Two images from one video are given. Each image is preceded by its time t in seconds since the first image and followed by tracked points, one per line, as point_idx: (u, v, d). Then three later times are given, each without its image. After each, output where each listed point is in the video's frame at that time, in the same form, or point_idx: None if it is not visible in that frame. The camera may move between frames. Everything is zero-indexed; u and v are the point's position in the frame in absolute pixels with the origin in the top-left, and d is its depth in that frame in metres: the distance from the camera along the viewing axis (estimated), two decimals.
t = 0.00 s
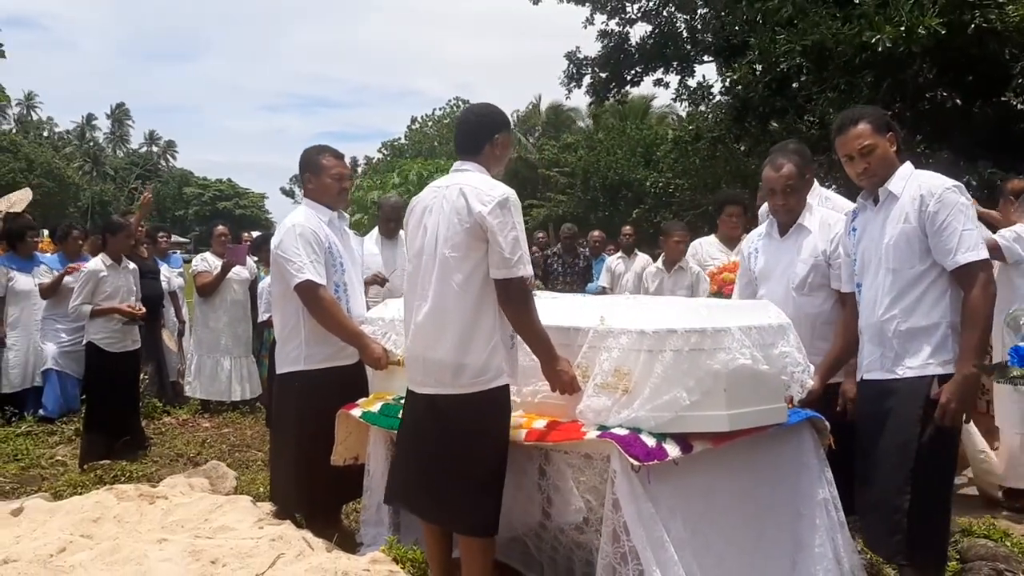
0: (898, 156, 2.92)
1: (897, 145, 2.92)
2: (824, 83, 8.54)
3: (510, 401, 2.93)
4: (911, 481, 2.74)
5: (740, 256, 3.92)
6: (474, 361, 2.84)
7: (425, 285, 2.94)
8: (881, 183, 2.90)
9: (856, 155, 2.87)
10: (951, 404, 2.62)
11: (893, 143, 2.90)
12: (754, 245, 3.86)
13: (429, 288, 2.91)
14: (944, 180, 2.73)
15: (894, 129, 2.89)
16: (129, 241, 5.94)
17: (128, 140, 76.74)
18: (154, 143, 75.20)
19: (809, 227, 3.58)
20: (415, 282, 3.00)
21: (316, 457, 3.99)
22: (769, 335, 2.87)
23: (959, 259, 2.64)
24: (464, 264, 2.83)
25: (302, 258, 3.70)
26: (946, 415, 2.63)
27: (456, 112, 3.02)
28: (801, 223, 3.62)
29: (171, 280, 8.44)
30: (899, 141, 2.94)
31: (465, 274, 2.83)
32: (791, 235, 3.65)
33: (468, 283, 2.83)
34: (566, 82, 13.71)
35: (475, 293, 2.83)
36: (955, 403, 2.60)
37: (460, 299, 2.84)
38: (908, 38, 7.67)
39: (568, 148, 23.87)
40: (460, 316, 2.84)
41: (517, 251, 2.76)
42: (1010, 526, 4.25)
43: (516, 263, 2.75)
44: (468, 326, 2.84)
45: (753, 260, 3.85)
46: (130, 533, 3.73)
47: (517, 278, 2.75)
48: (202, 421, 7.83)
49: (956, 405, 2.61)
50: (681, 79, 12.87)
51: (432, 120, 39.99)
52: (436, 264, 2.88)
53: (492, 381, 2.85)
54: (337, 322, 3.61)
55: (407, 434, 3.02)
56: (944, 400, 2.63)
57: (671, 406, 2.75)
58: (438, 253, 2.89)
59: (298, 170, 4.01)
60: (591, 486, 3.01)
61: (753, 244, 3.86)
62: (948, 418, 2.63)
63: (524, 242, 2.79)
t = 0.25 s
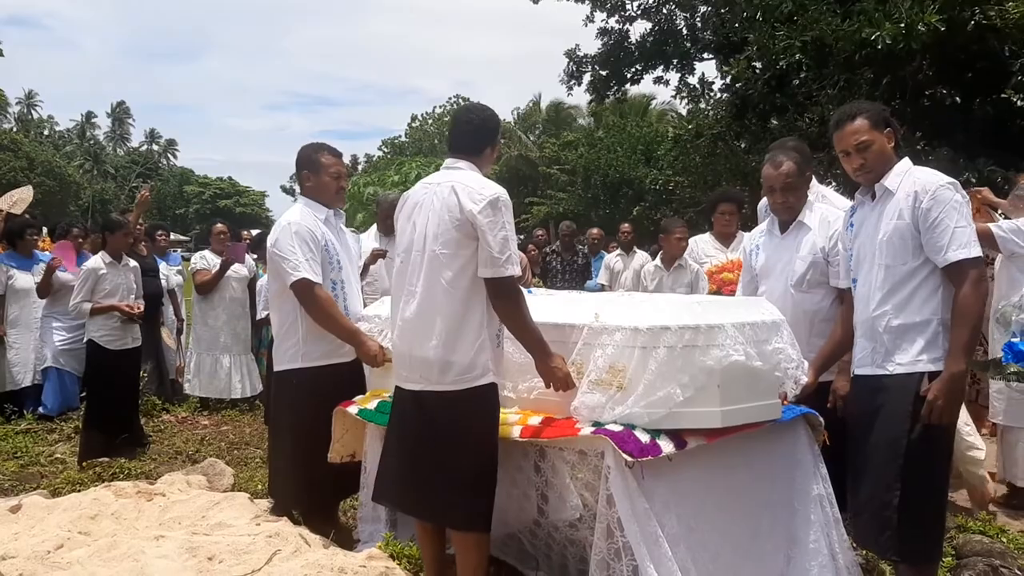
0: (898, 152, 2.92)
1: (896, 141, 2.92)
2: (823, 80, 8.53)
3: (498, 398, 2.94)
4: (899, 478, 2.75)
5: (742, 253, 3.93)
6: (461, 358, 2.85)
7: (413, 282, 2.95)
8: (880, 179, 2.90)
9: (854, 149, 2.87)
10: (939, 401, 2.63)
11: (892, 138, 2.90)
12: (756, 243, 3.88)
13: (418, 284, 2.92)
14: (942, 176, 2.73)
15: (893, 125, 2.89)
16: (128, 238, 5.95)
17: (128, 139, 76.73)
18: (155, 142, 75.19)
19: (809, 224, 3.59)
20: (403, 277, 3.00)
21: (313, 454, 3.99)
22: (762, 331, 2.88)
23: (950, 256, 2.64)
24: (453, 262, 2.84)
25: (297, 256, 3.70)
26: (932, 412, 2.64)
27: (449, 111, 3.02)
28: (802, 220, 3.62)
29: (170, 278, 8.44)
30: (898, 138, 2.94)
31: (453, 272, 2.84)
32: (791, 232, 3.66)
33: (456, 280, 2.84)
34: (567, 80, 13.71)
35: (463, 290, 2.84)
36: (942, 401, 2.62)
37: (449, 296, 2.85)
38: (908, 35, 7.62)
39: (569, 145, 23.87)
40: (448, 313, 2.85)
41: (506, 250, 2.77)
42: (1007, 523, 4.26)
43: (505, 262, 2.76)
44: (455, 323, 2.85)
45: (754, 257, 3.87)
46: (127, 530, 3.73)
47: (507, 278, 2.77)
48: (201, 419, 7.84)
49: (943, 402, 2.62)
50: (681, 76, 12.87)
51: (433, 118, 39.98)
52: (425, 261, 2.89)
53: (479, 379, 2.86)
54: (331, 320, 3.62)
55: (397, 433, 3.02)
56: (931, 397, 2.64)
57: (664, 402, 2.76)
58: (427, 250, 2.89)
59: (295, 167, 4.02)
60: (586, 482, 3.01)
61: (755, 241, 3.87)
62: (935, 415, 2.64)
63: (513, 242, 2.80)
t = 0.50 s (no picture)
0: (896, 154, 2.89)
1: (896, 141, 2.89)
2: (824, 80, 8.54)
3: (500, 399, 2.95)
4: (895, 479, 2.75)
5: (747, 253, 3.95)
6: (458, 359, 2.86)
7: (410, 284, 2.96)
8: (876, 179, 2.90)
9: (847, 149, 2.88)
10: (928, 403, 2.63)
11: (890, 139, 2.87)
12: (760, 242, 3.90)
13: (414, 285, 2.93)
14: (942, 177, 2.73)
15: (892, 125, 2.85)
16: (131, 239, 5.96)
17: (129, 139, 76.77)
18: (156, 142, 75.22)
19: (812, 224, 3.60)
20: (399, 279, 3.01)
21: (315, 454, 4.00)
22: (761, 332, 2.89)
23: (943, 258, 2.64)
24: (450, 264, 2.84)
25: (298, 258, 3.71)
26: (921, 412, 2.65)
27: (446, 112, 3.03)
28: (805, 220, 3.63)
29: (171, 279, 8.45)
30: (899, 138, 2.90)
31: (451, 273, 2.84)
32: (794, 232, 3.67)
33: (452, 282, 2.85)
34: (567, 80, 13.71)
35: (460, 291, 2.85)
36: (931, 403, 2.62)
37: (445, 297, 2.86)
38: (909, 35, 7.60)
39: (570, 145, 23.88)
40: (446, 315, 2.86)
41: (504, 252, 2.78)
42: (1007, 523, 4.26)
43: (503, 263, 2.76)
44: (452, 325, 2.86)
45: (758, 256, 3.89)
46: (129, 530, 3.75)
47: (503, 279, 2.77)
48: (202, 419, 7.85)
49: (932, 404, 2.62)
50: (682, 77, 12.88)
51: (434, 118, 39.99)
52: (422, 262, 2.90)
53: (476, 380, 2.87)
54: (332, 321, 3.63)
55: (397, 433, 3.03)
56: (921, 399, 2.64)
57: (664, 402, 2.77)
58: (423, 251, 2.90)
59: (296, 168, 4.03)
60: (587, 482, 3.02)
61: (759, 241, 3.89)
62: (925, 416, 2.65)
63: (511, 243, 2.81)
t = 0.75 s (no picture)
0: (882, 159, 2.91)
1: (886, 145, 2.90)
2: (824, 79, 8.53)
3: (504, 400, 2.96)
4: (888, 479, 2.76)
5: (749, 252, 3.97)
6: (461, 360, 2.87)
7: (411, 285, 2.96)
8: (869, 181, 2.96)
9: (841, 151, 2.99)
10: (916, 402, 2.65)
11: (877, 144, 2.90)
12: (762, 241, 3.91)
13: (415, 287, 2.94)
14: (937, 176, 2.74)
15: (877, 130, 2.89)
16: (135, 240, 5.98)
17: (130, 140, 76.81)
18: (156, 143, 75.28)
19: (813, 223, 3.60)
20: (400, 280, 3.03)
21: (316, 453, 4.01)
22: (761, 331, 2.90)
23: (934, 257, 2.65)
24: (449, 265, 2.86)
25: (299, 258, 3.72)
26: (908, 412, 2.67)
27: (443, 112, 3.03)
28: (806, 219, 3.64)
29: (173, 279, 8.46)
30: (892, 142, 2.90)
31: (451, 275, 2.86)
32: (796, 231, 3.68)
33: (452, 283, 2.86)
34: (568, 79, 13.72)
35: (459, 292, 2.86)
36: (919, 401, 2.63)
37: (445, 299, 2.87)
38: (910, 35, 7.60)
39: (570, 145, 23.89)
40: (446, 316, 2.87)
41: (501, 253, 2.79)
42: (1007, 520, 4.27)
43: (500, 265, 2.77)
44: (453, 326, 2.87)
45: (760, 255, 3.90)
46: (131, 530, 3.76)
47: (502, 280, 2.77)
48: (203, 419, 7.86)
49: (919, 402, 2.64)
50: (682, 76, 12.89)
51: (434, 118, 39.98)
52: (422, 264, 2.91)
53: (479, 380, 2.87)
54: (333, 321, 3.64)
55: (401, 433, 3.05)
56: (908, 397, 2.66)
57: (664, 402, 2.78)
58: (422, 253, 2.91)
59: (298, 169, 4.04)
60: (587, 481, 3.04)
61: (761, 240, 3.91)
62: (912, 415, 2.66)
63: (507, 244, 2.81)
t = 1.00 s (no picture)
0: (884, 156, 2.93)
1: (888, 143, 2.92)
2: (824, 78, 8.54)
3: (508, 400, 2.96)
4: (887, 479, 2.76)
5: (749, 252, 3.97)
6: (472, 361, 2.87)
7: (419, 287, 2.97)
8: (872, 179, 2.98)
9: (844, 150, 3.02)
10: (910, 396, 2.64)
11: (879, 141, 2.92)
12: (762, 241, 3.92)
13: (424, 290, 2.94)
14: (933, 174, 2.73)
15: (879, 127, 2.91)
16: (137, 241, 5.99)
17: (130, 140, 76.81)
18: (157, 143, 75.30)
19: (814, 223, 3.60)
20: (409, 285, 3.02)
21: (316, 454, 4.02)
22: (760, 331, 2.91)
23: (929, 255, 2.65)
24: (454, 266, 2.86)
25: (301, 259, 3.72)
26: (902, 408, 2.67)
27: (446, 113, 3.04)
28: (807, 218, 3.64)
29: (173, 280, 8.47)
30: (895, 140, 2.92)
31: (456, 276, 2.86)
32: (796, 230, 3.68)
33: (460, 285, 2.86)
34: (568, 79, 13.72)
35: (467, 294, 2.86)
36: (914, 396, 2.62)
37: (453, 301, 2.87)
38: (909, 35, 7.59)
39: (571, 144, 23.90)
40: (454, 317, 2.87)
41: (508, 253, 2.78)
42: (1009, 520, 4.27)
43: (508, 265, 2.77)
44: (462, 327, 2.87)
45: (761, 255, 3.90)
46: (132, 531, 3.76)
47: (512, 279, 2.78)
48: (204, 420, 7.86)
49: (913, 398, 2.63)
50: (681, 75, 12.89)
51: (433, 118, 39.96)
52: (429, 266, 2.91)
53: (491, 381, 2.88)
54: (334, 322, 3.64)
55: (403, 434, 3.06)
56: (903, 391, 2.66)
57: (664, 401, 2.78)
58: (430, 256, 2.91)
59: (301, 171, 4.04)
60: (587, 481, 3.04)
61: (761, 240, 3.91)
62: (907, 412, 2.67)
63: (514, 244, 2.81)
